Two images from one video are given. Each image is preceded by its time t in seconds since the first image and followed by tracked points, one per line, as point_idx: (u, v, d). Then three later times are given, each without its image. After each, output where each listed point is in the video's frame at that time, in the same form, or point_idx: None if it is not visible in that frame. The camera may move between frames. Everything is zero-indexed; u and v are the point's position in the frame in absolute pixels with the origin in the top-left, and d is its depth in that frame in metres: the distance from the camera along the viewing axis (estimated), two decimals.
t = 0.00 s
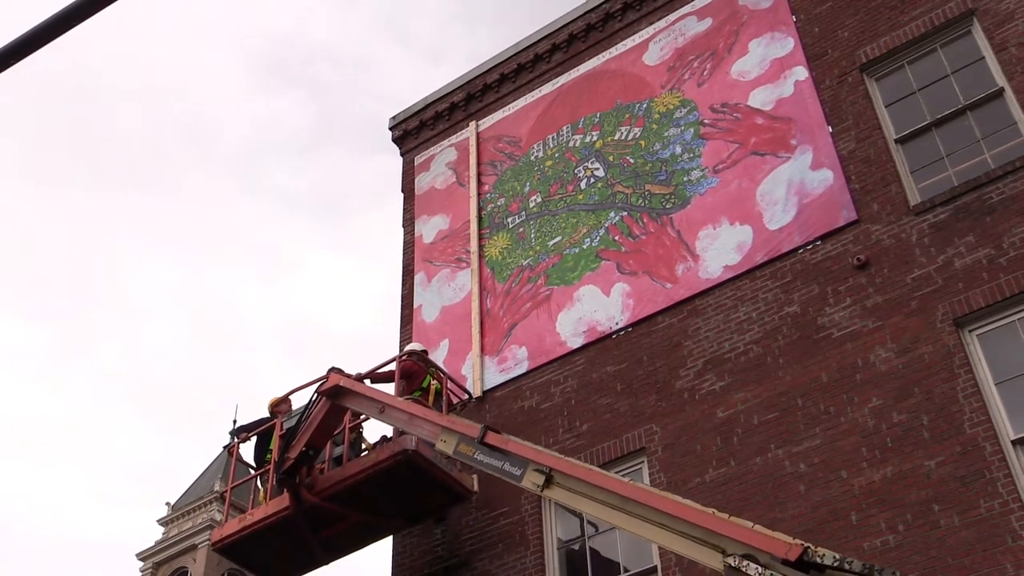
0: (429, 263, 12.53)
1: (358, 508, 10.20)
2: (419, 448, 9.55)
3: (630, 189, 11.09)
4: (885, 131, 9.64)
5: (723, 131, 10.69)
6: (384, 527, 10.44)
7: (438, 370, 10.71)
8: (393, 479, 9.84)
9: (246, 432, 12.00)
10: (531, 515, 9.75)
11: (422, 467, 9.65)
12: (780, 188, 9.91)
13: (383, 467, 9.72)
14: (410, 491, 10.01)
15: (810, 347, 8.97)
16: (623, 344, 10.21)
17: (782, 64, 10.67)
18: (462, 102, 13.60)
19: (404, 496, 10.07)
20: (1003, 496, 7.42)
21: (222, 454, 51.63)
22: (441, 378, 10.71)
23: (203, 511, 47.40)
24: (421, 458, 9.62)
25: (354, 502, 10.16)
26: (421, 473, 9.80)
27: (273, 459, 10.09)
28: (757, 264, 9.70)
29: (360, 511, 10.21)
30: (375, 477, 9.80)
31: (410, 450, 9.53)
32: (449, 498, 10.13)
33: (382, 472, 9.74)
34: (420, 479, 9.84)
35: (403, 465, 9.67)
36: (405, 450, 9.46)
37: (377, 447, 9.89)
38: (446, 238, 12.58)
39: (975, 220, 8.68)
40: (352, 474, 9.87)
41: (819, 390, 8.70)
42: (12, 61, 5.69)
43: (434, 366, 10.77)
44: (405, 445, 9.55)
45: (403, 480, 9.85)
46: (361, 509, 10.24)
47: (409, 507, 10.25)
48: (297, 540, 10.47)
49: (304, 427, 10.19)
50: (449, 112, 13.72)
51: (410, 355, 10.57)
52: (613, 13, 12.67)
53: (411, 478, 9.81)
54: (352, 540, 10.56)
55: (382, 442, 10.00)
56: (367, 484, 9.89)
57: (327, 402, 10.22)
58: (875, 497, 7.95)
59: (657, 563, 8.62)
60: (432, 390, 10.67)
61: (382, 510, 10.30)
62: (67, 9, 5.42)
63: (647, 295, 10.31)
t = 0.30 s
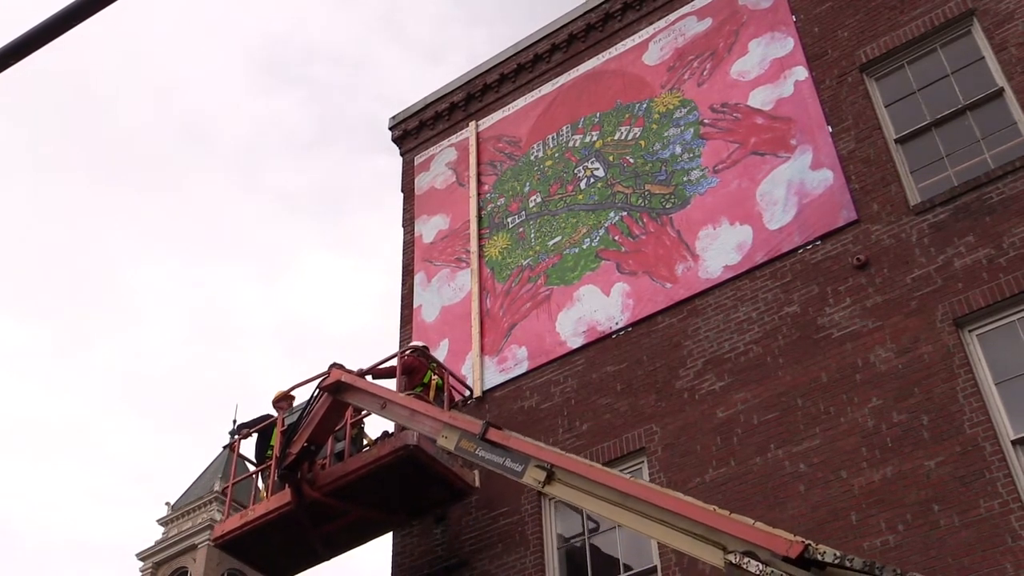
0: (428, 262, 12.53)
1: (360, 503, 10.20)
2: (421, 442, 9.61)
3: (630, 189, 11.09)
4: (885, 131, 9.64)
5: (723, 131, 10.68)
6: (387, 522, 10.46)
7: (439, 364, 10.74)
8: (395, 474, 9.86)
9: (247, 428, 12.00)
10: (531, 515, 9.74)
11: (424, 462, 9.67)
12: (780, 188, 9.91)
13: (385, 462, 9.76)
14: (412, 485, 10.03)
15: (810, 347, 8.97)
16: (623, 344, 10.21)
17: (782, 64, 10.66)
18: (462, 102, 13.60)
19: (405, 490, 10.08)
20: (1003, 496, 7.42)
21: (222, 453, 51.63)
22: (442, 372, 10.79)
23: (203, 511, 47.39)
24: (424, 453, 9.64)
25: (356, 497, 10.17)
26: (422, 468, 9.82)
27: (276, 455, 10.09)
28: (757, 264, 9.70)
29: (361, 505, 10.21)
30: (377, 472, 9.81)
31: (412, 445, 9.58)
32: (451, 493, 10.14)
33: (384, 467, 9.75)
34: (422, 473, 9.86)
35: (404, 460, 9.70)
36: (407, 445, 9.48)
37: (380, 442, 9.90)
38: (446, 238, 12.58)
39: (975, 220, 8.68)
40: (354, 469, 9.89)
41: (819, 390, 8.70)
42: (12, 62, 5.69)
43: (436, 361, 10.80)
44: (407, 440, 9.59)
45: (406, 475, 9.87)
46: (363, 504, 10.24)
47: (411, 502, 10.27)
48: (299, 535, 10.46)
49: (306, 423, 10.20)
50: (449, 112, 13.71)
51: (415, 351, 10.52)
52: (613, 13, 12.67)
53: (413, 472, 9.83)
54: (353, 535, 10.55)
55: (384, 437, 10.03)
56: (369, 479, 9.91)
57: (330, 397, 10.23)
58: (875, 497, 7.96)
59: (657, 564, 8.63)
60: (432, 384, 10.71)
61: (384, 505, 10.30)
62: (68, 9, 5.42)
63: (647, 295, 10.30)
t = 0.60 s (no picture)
0: (428, 262, 12.53)
1: (364, 497, 10.23)
2: (424, 436, 9.64)
3: (630, 189, 11.09)
4: (885, 131, 9.64)
5: (723, 131, 10.69)
6: (391, 516, 10.49)
7: (441, 359, 10.77)
8: (399, 467, 9.90)
9: (248, 426, 11.99)
10: (531, 515, 9.74)
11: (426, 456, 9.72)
12: (780, 188, 9.91)
13: (388, 456, 9.78)
14: (416, 478, 10.07)
15: (810, 347, 8.97)
16: (623, 344, 10.21)
17: (782, 64, 10.67)
18: (462, 102, 13.60)
19: (409, 483, 10.13)
20: (1003, 496, 7.43)
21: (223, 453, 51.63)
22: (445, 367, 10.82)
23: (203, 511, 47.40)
24: (426, 447, 9.68)
25: (359, 491, 10.19)
26: (425, 462, 9.87)
27: (279, 449, 10.09)
28: (757, 264, 9.70)
29: (365, 500, 10.24)
30: (381, 466, 9.85)
31: (415, 440, 9.61)
32: (455, 485, 10.20)
33: (387, 461, 9.79)
34: (426, 466, 9.91)
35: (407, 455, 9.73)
36: (410, 439, 9.52)
37: (382, 436, 9.92)
38: (446, 238, 12.58)
39: (975, 220, 8.68)
40: (357, 463, 9.92)
41: (819, 390, 8.71)
42: (13, 62, 5.69)
43: (439, 355, 10.85)
44: (409, 434, 9.62)
45: (410, 468, 9.91)
46: (366, 498, 10.26)
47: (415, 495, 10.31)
48: (302, 530, 10.45)
49: (308, 417, 10.23)
50: (449, 112, 13.71)
51: (415, 346, 10.60)
52: (613, 13, 12.67)
53: (417, 465, 9.87)
54: (357, 530, 10.56)
55: (387, 431, 10.05)
56: (373, 472, 9.94)
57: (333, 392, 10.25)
58: (875, 497, 7.97)
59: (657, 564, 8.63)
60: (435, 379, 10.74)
61: (387, 498, 10.33)
62: (68, 9, 5.42)
63: (647, 294, 10.31)
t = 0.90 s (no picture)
0: (428, 262, 12.53)
1: (365, 491, 10.21)
2: (426, 430, 9.62)
3: (629, 189, 11.09)
4: (885, 131, 9.63)
5: (723, 131, 10.69)
6: (392, 511, 10.49)
7: (441, 353, 10.65)
8: (401, 462, 9.88)
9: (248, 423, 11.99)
10: (531, 514, 9.74)
11: (428, 449, 9.71)
12: (780, 188, 9.91)
13: (390, 450, 9.74)
14: (418, 473, 10.06)
15: (809, 347, 8.97)
16: (623, 343, 10.21)
17: (782, 64, 10.67)
18: (462, 102, 13.60)
19: (411, 477, 10.11)
20: (1002, 496, 7.43)
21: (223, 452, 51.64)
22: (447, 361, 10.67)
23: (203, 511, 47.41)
24: (428, 441, 9.67)
25: (361, 485, 10.18)
26: (427, 455, 9.85)
27: (281, 443, 10.07)
28: (757, 263, 9.70)
29: (367, 494, 10.22)
30: (383, 460, 9.83)
31: (417, 433, 9.59)
32: (456, 479, 10.19)
33: (389, 455, 9.77)
34: (428, 460, 9.89)
35: (409, 449, 9.71)
36: (412, 433, 9.50)
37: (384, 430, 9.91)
38: (446, 237, 12.58)
39: (975, 220, 8.68)
40: (359, 457, 9.90)
41: (818, 390, 8.71)
42: (13, 62, 5.68)
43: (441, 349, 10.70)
44: (411, 428, 9.60)
45: (412, 463, 9.90)
46: (368, 492, 10.24)
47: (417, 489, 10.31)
48: (304, 524, 10.44)
49: (311, 412, 10.21)
50: (449, 111, 13.71)
51: (418, 341, 10.58)
52: (613, 13, 12.67)
53: (419, 460, 9.85)
54: (359, 524, 10.55)
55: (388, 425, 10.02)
56: (375, 467, 9.92)
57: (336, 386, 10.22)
58: (874, 497, 7.97)
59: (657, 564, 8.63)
60: (437, 374, 10.63)
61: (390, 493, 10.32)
62: (68, 9, 5.41)
63: (646, 294, 10.31)
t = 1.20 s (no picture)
0: (428, 261, 12.53)
1: (367, 485, 10.18)
2: (428, 424, 9.58)
3: (629, 188, 11.09)
4: (885, 131, 9.62)
5: (723, 131, 10.68)
6: (395, 506, 10.48)
7: (444, 348, 10.61)
8: (403, 457, 9.87)
9: (248, 421, 11.99)
10: (531, 514, 9.74)
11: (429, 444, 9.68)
12: (780, 188, 9.90)
13: (392, 445, 9.73)
14: (421, 468, 10.04)
15: (810, 347, 8.97)
16: (623, 343, 10.21)
17: (782, 63, 10.66)
18: (462, 102, 13.59)
19: (412, 472, 10.09)
20: (1002, 496, 7.44)
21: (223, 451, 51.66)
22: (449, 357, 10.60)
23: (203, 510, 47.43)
24: (429, 435, 9.63)
25: (363, 479, 10.16)
26: (429, 451, 9.82)
27: (283, 438, 10.04)
28: (757, 263, 9.69)
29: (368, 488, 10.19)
30: (386, 455, 9.82)
31: (419, 428, 9.55)
32: (458, 474, 10.17)
33: (391, 450, 9.76)
34: (430, 455, 9.87)
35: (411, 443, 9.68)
36: (414, 428, 9.46)
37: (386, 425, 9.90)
38: (446, 237, 12.59)
39: (975, 220, 8.68)
40: (361, 451, 9.88)
41: (818, 390, 8.71)
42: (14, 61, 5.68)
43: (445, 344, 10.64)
44: (414, 422, 9.56)
45: (414, 458, 9.89)
46: (370, 486, 10.22)
47: (419, 484, 10.29)
48: (305, 519, 10.42)
49: (313, 406, 10.18)
50: (449, 111, 13.71)
51: (420, 336, 10.59)
52: (613, 12, 12.67)
53: (420, 455, 9.82)
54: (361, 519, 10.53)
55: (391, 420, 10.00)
56: (377, 462, 9.90)
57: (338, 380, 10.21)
58: (875, 497, 7.98)
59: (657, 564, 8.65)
60: (437, 368, 10.56)
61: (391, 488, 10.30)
62: (68, 9, 5.40)
63: (646, 294, 10.31)
